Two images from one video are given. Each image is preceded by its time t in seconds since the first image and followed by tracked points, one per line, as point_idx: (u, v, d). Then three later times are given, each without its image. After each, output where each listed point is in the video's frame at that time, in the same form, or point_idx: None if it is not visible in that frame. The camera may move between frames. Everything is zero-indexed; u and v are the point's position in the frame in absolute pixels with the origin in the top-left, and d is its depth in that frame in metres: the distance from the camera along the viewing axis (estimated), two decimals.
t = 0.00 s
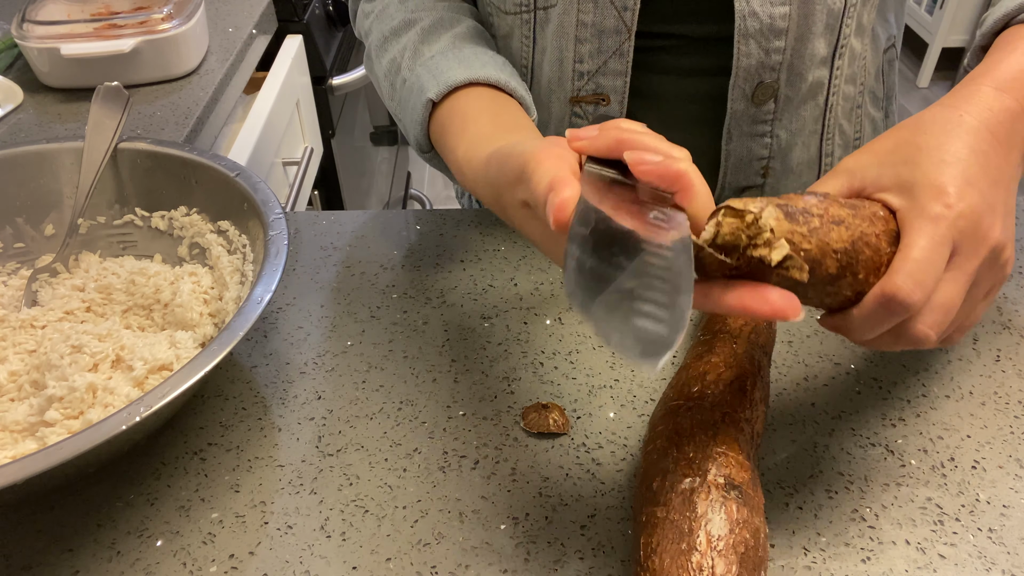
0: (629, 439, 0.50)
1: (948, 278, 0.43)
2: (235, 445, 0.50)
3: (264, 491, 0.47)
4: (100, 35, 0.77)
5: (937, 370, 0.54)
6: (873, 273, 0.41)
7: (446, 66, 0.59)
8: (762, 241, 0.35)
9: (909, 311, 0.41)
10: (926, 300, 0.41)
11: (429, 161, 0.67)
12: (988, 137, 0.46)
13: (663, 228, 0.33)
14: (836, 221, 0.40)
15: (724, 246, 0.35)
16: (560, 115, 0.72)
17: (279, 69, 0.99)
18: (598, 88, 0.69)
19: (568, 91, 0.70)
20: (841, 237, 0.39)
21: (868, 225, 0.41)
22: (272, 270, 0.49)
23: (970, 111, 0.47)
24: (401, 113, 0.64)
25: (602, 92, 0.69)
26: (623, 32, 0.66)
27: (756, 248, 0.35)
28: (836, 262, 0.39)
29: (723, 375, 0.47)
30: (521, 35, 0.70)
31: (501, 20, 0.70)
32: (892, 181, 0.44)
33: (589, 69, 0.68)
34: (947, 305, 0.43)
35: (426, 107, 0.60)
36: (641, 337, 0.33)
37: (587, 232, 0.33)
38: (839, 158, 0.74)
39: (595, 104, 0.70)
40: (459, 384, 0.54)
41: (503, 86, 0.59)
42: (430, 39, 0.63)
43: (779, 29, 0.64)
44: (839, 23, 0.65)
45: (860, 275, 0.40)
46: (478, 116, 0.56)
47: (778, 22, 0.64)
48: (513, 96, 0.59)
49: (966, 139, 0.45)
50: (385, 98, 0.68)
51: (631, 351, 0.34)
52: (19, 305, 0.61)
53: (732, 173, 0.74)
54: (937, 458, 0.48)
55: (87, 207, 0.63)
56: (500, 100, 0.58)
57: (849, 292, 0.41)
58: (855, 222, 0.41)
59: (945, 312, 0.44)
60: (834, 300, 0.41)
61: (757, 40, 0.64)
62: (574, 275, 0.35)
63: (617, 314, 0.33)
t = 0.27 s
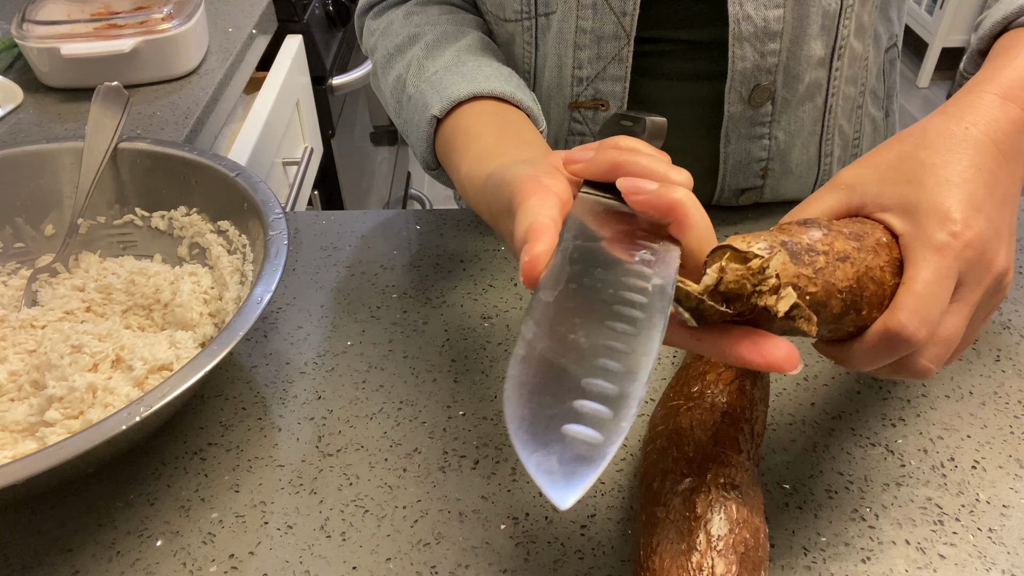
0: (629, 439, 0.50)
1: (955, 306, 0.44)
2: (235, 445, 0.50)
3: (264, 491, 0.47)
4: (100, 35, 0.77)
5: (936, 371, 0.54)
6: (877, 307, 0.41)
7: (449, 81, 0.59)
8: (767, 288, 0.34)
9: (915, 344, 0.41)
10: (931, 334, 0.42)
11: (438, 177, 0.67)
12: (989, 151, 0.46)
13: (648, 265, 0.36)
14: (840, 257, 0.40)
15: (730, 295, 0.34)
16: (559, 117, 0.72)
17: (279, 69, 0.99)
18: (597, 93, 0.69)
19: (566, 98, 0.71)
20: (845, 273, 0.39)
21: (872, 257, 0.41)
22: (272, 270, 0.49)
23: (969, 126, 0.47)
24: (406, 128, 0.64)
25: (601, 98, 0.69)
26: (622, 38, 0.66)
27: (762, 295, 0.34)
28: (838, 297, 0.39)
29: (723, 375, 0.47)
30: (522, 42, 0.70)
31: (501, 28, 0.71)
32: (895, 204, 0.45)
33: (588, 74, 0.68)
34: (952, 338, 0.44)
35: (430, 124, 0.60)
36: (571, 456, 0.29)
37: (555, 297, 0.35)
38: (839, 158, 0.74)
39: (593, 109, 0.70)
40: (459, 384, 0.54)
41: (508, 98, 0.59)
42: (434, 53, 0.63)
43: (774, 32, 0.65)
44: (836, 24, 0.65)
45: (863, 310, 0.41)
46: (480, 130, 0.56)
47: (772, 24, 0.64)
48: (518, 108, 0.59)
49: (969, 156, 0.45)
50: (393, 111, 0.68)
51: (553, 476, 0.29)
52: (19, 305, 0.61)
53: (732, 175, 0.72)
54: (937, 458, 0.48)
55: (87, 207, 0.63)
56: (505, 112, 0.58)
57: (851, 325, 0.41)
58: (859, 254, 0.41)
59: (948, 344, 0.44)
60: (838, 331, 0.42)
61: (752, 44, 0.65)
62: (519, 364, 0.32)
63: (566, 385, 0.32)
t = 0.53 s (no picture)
0: (628, 439, 0.50)
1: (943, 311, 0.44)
2: (235, 444, 0.50)
3: (264, 491, 0.47)
4: (100, 35, 0.77)
5: (936, 371, 0.54)
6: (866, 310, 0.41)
7: (446, 83, 0.59)
8: (754, 293, 0.34)
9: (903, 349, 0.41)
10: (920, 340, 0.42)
11: (438, 179, 0.67)
12: (979, 154, 0.46)
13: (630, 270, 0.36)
14: (829, 261, 0.40)
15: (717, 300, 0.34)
16: (558, 118, 0.73)
17: (279, 69, 0.99)
18: (596, 95, 0.69)
19: (566, 100, 0.71)
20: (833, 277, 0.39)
21: (861, 260, 0.41)
22: (272, 270, 0.49)
23: (960, 127, 0.47)
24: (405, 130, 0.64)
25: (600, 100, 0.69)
26: (621, 40, 0.66)
27: (749, 300, 0.34)
28: (827, 302, 0.39)
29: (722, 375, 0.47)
30: (524, 43, 0.70)
31: (502, 31, 0.71)
32: (884, 206, 0.44)
33: (587, 76, 0.68)
34: (939, 344, 0.44)
35: (428, 125, 0.60)
36: (518, 483, 0.28)
37: (525, 311, 0.34)
38: (838, 159, 0.74)
39: (593, 112, 0.70)
40: (459, 384, 0.54)
41: (506, 98, 0.59)
42: (433, 56, 0.63)
43: (771, 34, 0.65)
44: (834, 25, 0.65)
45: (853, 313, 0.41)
46: (475, 131, 0.56)
47: (771, 26, 0.64)
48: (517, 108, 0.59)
49: (959, 158, 0.45)
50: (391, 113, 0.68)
51: (498, 503, 0.27)
52: (19, 305, 0.61)
53: (731, 175, 0.72)
54: (936, 458, 0.48)
55: (87, 207, 0.63)
56: (502, 111, 0.58)
57: (841, 329, 0.41)
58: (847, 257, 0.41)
59: (938, 349, 0.44)
60: (826, 335, 0.42)
61: (749, 46, 0.65)
62: (480, 382, 0.31)
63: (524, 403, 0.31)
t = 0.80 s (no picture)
0: (629, 439, 0.50)
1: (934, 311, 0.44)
2: (235, 444, 0.50)
3: (264, 491, 0.47)
4: (100, 35, 0.77)
5: (936, 371, 0.54)
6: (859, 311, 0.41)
7: (446, 81, 0.59)
8: (751, 292, 0.34)
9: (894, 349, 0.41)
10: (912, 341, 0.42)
11: (438, 177, 0.67)
12: (971, 154, 0.46)
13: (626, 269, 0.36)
14: (823, 261, 0.40)
15: (715, 298, 0.34)
16: (558, 118, 0.73)
17: (280, 70, 0.99)
18: (595, 95, 0.69)
19: (566, 100, 0.71)
20: (828, 278, 0.39)
21: (856, 261, 0.41)
22: (272, 270, 0.49)
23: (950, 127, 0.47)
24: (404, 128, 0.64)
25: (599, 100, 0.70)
26: (620, 39, 0.66)
27: (748, 300, 0.34)
28: (821, 302, 0.39)
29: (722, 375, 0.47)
30: (525, 42, 0.70)
31: (502, 30, 0.71)
32: (877, 208, 0.44)
33: (587, 77, 0.68)
34: (932, 345, 0.44)
35: (428, 123, 0.60)
36: (507, 485, 0.28)
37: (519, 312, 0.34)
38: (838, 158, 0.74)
39: (592, 112, 0.71)
40: (459, 384, 0.54)
41: (505, 96, 0.59)
42: (434, 53, 0.63)
43: (771, 34, 0.65)
44: (833, 25, 0.65)
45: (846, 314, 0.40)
46: (474, 128, 0.56)
47: (770, 26, 0.64)
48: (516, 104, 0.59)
49: (951, 158, 0.45)
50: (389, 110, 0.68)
51: (489, 505, 0.28)
52: (19, 305, 0.61)
53: (731, 175, 0.72)
54: (936, 458, 0.48)
55: (87, 207, 0.63)
56: (501, 108, 0.58)
57: (833, 329, 0.41)
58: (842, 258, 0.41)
59: (930, 350, 0.44)
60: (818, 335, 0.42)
61: (748, 45, 0.65)
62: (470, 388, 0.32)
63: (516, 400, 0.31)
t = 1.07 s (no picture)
0: (629, 439, 0.50)
1: (962, 271, 0.41)
2: (234, 444, 0.50)
3: (264, 491, 0.47)
4: (100, 35, 0.77)
5: (936, 371, 0.54)
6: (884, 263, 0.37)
7: (423, 30, 0.60)
8: (775, 216, 0.34)
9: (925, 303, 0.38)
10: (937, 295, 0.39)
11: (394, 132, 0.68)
12: (992, 122, 0.44)
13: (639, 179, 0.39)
14: (847, 203, 0.36)
15: (738, 217, 0.33)
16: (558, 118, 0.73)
17: (280, 70, 0.99)
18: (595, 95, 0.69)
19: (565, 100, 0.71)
20: (854, 221, 0.36)
21: (880, 210, 0.38)
22: (272, 270, 0.49)
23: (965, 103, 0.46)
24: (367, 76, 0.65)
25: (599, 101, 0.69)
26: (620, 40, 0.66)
27: (770, 224, 0.34)
28: (848, 248, 0.35)
29: (723, 376, 0.47)
30: (526, 40, 0.70)
31: (502, 30, 0.71)
32: (898, 169, 0.41)
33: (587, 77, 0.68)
34: (955, 304, 0.41)
35: (395, 59, 0.61)
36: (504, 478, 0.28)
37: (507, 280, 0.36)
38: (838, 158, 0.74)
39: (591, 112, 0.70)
40: (459, 384, 0.54)
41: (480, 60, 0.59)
42: (412, 15, 0.64)
43: (771, 32, 0.64)
44: (833, 25, 0.66)
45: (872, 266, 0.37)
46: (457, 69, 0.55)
47: (771, 25, 0.64)
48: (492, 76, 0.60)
49: (976, 129, 0.43)
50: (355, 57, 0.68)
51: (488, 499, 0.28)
52: (19, 305, 0.61)
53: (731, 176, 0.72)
54: (936, 458, 0.48)
55: (87, 208, 0.63)
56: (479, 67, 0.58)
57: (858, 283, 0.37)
58: (866, 206, 0.37)
59: (954, 310, 0.41)
60: (839, 289, 0.38)
61: (750, 45, 0.63)
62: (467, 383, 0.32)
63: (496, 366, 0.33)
